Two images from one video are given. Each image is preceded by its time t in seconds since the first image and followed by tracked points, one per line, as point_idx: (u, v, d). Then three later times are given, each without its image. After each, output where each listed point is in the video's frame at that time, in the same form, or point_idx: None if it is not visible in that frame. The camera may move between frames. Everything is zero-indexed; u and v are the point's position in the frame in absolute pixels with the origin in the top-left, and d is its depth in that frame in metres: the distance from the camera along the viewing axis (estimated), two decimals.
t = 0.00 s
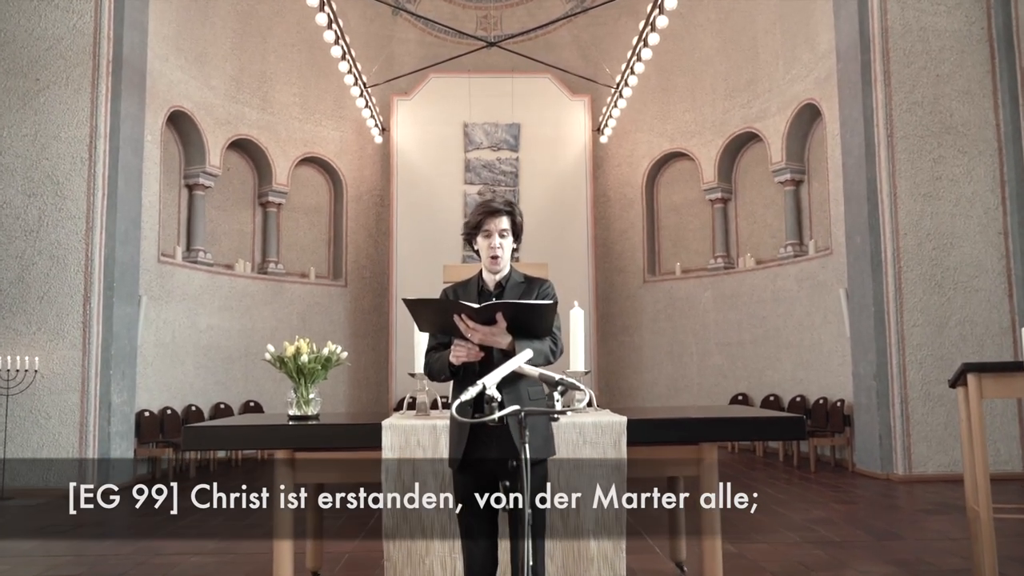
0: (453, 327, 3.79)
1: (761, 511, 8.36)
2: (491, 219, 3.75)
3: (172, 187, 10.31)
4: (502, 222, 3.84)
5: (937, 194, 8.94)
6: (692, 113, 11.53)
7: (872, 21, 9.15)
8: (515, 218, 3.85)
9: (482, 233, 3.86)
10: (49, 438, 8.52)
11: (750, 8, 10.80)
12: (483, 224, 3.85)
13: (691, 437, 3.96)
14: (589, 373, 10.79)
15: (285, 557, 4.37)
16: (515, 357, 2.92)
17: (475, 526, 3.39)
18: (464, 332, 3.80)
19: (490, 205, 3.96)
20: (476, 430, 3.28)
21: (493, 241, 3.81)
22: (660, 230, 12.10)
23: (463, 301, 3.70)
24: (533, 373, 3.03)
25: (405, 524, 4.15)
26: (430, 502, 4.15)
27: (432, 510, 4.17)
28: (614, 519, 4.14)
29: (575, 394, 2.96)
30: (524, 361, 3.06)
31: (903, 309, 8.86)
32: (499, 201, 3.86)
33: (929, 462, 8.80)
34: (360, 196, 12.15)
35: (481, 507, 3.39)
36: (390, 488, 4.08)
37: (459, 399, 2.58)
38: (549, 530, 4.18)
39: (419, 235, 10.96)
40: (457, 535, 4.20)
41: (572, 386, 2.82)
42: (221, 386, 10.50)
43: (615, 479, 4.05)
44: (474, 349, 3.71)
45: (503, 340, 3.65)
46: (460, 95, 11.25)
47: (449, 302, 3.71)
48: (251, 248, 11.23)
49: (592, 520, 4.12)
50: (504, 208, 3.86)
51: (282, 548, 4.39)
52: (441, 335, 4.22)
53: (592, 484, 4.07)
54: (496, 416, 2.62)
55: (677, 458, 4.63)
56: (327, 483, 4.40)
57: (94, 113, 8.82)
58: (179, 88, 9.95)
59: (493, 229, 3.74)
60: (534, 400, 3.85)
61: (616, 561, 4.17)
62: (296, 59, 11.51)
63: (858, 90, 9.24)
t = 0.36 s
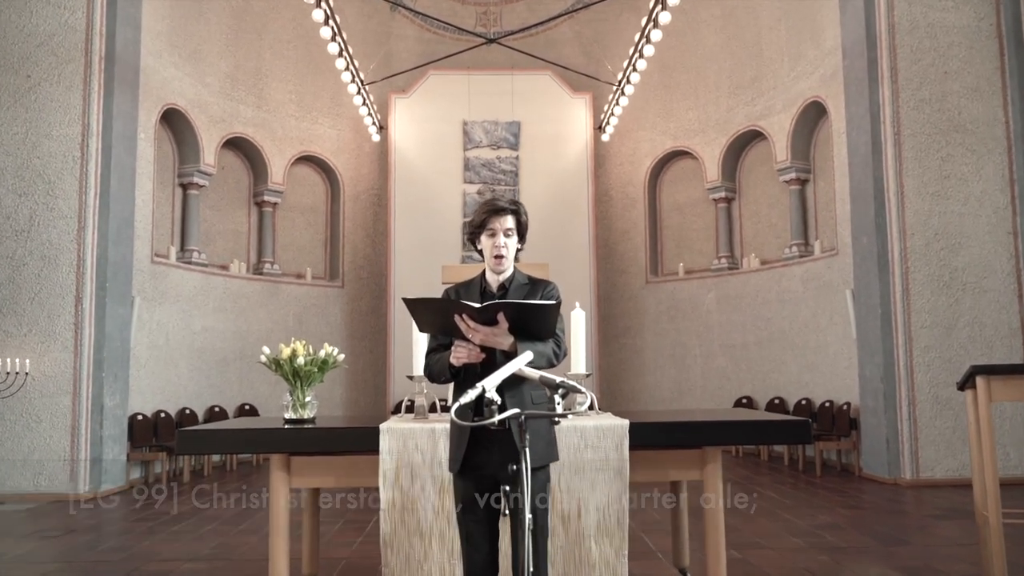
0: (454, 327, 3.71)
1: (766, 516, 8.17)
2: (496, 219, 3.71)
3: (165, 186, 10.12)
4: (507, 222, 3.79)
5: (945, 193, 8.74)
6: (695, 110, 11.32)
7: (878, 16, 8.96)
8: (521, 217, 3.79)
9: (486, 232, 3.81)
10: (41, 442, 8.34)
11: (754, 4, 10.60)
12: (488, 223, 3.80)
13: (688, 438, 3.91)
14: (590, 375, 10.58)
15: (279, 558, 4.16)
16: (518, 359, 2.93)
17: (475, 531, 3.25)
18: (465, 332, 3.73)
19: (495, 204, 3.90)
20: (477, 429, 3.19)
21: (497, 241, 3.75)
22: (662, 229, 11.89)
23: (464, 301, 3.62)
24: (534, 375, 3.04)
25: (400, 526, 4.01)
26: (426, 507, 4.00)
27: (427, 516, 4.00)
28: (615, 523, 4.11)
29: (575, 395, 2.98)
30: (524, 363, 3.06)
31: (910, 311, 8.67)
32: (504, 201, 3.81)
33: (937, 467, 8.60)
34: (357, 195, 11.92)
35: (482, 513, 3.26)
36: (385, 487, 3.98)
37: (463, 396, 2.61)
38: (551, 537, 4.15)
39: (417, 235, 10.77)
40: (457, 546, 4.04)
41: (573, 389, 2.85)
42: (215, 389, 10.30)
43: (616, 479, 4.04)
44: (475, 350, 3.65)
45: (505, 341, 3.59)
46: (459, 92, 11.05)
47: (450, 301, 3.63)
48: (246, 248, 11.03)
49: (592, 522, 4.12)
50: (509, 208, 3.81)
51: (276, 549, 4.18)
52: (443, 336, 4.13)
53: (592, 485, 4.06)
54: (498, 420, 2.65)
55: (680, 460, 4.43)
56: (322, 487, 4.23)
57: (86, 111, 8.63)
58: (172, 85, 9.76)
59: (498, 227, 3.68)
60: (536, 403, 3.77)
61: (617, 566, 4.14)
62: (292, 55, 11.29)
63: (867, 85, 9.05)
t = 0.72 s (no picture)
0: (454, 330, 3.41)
1: (777, 526, 7.76)
2: (502, 218, 3.42)
3: (152, 184, 9.72)
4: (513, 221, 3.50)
5: (962, 191, 8.34)
6: (702, 105, 10.91)
7: (892, 6, 8.57)
8: (528, 217, 3.50)
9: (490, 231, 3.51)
10: (20, 450, 7.94)
11: None
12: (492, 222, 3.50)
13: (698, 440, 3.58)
14: (593, 380, 10.16)
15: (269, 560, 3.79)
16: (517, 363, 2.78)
17: (475, 543, 2.96)
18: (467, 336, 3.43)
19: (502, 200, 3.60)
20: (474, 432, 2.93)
21: (502, 241, 3.45)
22: (668, 229, 11.47)
23: (465, 303, 3.32)
24: (533, 380, 2.90)
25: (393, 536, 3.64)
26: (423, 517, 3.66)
27: (424, 527, 3.67)
28: (621, 538, 3.70)
29: (579, 401, 2.80)
30: (524, 367, 2.92)
31: (926, 312, 8.29)
32: (511, 198, 3.51)
33: (954, 475, 8.19)
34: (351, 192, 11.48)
35: (481, 530, 2.96)
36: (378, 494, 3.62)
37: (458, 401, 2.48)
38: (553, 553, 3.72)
39: (413, 234, 10.38)
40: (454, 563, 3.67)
41: (576, 394, 2.66)
42: (203, 396, 9.87)
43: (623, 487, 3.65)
44: (477, 356, 3.34)
45: (508, 346, 3.29)
46: (456, 87, 10.66)
47: (449, 302, 3.33)
48: (235, 248, 10.61)
49: (595, 535, 3.71)
50: (516, 206, 3.51)
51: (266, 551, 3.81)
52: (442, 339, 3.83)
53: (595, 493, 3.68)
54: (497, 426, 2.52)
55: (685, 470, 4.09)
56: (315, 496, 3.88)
57: (69, 105, 8.22)
58: (159, 78, 9.36)
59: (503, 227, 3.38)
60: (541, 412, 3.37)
61: None
62: (283, 48, 10.86)
63: (879, 78, 8.65)
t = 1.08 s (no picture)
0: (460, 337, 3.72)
1: (791, 540, 7.28)
2: (508, 223, 3.84)
3: (134, 180, 9.25)
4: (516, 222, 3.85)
5: (985, 187, 7.84)
6: (711, 99, 10.33)
7: None
8: (531, 220, 3.90)
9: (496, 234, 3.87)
10: None
11: None
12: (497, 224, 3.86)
13: (730, 460, 3.29)
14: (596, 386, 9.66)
15: (257, 556, 3.47)
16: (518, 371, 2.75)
17: (477, 559, 3.02)
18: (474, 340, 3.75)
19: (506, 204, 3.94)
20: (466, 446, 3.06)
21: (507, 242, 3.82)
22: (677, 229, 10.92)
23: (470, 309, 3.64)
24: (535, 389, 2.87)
25: (386, 545, 3.28)
26: (418, 525, 3.30)
27: (419, 538, 3.31)
28: (627, 553, 3.36)
29: (580, 410, 2.73)
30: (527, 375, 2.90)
31: (946, 315, 7.82)
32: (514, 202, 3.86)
33: (976, 487, 7.72)
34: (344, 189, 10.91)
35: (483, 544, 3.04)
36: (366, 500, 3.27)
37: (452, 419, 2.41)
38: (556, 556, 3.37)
39: (408, 233, 9.90)
40: None
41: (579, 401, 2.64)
42: (187, 403, 9.38)
43: (635, 503, 3.32)
44: (484, 357, 3.66)
45: (514, 348, 3.62)
46: (454, 79, 10.18)
47: (457, 308, 3.64)
48: (222, 248, 10.10)
49: (599, 552, 3.36)
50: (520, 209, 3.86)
51: (253, 545, 3.48)
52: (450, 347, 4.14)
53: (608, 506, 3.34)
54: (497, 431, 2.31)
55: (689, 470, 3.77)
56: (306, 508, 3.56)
57: (47, 99, 7.73)
58: (142, 70, 8.88)
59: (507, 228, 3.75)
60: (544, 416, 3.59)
61: None
62: (272, 39, 10.33)
63: (897, 68, 8.18)
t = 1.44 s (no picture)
0: (461, 340, 3.62)
1: (804, 552, 6.93)
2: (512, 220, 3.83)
3: (120, 178, 8.91)
4: (520, 220, 3.85)
5: (1003, 185, 7.50)
6: (719, 94, 9.98)
7: None
8: (535, 218, 3.90)
9: (499, 231, 3.88)
10: None
11: None
12: (500, 222, 3.86)
13: (742, 469, 3.07)
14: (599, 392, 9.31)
15: (247, 557, 3.40)
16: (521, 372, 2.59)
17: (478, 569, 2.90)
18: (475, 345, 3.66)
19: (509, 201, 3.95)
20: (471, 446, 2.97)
21: (511, 239, 3.82)
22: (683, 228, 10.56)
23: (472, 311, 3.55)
24: (536, 393, 2.70)
25: (380, 547, 3.07)
26: (415, 530, 3.07)
27: (415, 544, 3.08)
28: (632, 568, 3.14)
29: (583, 416, 2.59)
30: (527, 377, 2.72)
31: (962, 318, 7.47)
32: (517, 199, 3.87)
33: (994, 497, 7.38)
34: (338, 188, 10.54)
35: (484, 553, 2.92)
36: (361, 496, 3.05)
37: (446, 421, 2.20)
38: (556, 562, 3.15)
39: (404, 233, 9.58)
40: None
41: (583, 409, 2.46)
42: (176, 410, 9.04)
43: (636, 505, 3.08)
44: (486, 362, 3.56)
45: (517, 351, 3.52)
46: (451, 73, 9.85)
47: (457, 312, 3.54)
48: (211, 249, 9.75)
49: (603, 565, 3.13)
50: (523, 206, 3.86)
51: (244, 545, 3.41)
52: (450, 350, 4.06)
53: (616, 515, 3.09)
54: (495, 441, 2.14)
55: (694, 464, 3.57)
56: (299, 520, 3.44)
57: (30, 94, 7.38)
58: (129, 63, 8.54)
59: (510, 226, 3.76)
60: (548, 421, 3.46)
61: None
62: (264, 32, 9.97)
63: (910, 61, 7.85)
